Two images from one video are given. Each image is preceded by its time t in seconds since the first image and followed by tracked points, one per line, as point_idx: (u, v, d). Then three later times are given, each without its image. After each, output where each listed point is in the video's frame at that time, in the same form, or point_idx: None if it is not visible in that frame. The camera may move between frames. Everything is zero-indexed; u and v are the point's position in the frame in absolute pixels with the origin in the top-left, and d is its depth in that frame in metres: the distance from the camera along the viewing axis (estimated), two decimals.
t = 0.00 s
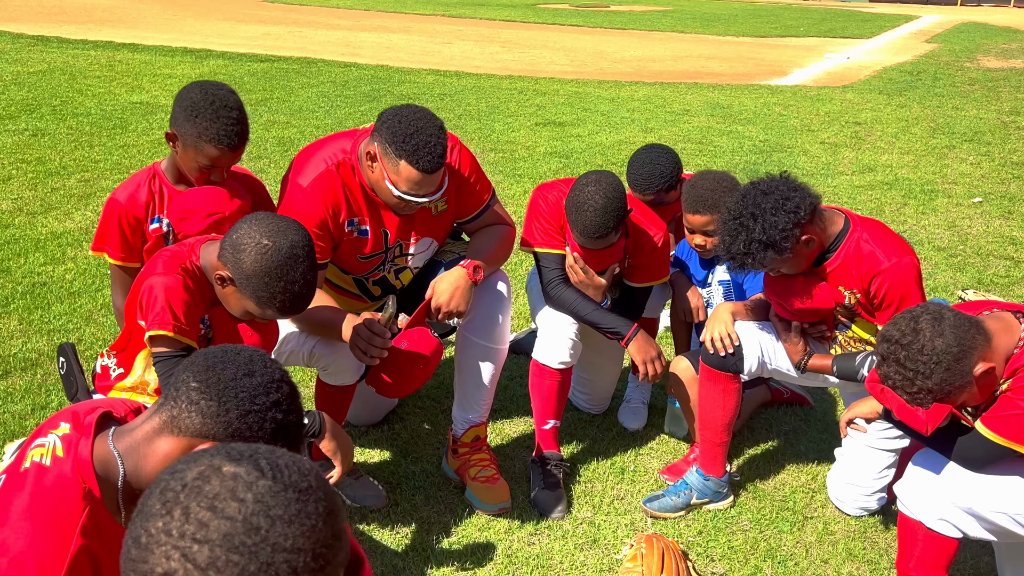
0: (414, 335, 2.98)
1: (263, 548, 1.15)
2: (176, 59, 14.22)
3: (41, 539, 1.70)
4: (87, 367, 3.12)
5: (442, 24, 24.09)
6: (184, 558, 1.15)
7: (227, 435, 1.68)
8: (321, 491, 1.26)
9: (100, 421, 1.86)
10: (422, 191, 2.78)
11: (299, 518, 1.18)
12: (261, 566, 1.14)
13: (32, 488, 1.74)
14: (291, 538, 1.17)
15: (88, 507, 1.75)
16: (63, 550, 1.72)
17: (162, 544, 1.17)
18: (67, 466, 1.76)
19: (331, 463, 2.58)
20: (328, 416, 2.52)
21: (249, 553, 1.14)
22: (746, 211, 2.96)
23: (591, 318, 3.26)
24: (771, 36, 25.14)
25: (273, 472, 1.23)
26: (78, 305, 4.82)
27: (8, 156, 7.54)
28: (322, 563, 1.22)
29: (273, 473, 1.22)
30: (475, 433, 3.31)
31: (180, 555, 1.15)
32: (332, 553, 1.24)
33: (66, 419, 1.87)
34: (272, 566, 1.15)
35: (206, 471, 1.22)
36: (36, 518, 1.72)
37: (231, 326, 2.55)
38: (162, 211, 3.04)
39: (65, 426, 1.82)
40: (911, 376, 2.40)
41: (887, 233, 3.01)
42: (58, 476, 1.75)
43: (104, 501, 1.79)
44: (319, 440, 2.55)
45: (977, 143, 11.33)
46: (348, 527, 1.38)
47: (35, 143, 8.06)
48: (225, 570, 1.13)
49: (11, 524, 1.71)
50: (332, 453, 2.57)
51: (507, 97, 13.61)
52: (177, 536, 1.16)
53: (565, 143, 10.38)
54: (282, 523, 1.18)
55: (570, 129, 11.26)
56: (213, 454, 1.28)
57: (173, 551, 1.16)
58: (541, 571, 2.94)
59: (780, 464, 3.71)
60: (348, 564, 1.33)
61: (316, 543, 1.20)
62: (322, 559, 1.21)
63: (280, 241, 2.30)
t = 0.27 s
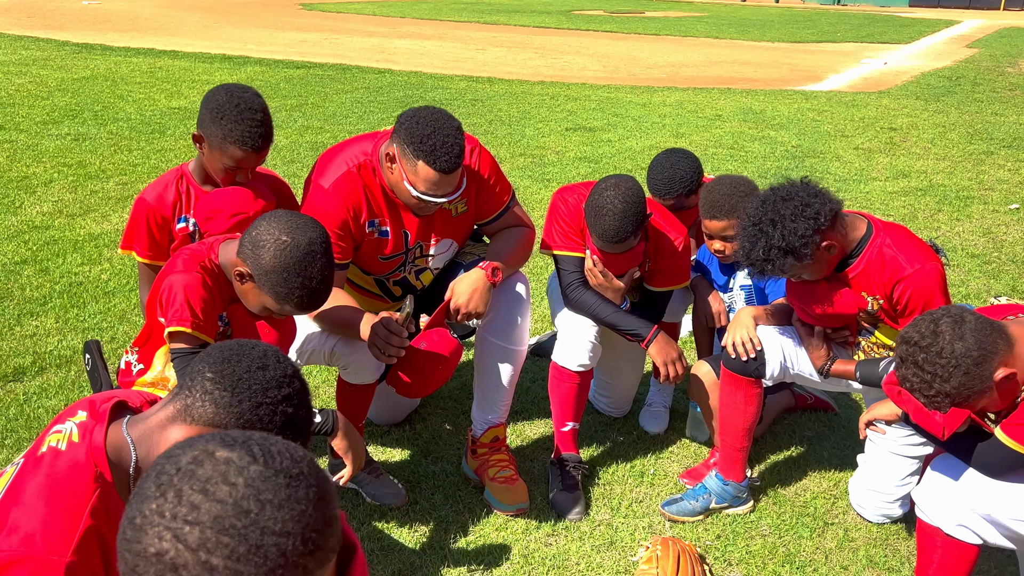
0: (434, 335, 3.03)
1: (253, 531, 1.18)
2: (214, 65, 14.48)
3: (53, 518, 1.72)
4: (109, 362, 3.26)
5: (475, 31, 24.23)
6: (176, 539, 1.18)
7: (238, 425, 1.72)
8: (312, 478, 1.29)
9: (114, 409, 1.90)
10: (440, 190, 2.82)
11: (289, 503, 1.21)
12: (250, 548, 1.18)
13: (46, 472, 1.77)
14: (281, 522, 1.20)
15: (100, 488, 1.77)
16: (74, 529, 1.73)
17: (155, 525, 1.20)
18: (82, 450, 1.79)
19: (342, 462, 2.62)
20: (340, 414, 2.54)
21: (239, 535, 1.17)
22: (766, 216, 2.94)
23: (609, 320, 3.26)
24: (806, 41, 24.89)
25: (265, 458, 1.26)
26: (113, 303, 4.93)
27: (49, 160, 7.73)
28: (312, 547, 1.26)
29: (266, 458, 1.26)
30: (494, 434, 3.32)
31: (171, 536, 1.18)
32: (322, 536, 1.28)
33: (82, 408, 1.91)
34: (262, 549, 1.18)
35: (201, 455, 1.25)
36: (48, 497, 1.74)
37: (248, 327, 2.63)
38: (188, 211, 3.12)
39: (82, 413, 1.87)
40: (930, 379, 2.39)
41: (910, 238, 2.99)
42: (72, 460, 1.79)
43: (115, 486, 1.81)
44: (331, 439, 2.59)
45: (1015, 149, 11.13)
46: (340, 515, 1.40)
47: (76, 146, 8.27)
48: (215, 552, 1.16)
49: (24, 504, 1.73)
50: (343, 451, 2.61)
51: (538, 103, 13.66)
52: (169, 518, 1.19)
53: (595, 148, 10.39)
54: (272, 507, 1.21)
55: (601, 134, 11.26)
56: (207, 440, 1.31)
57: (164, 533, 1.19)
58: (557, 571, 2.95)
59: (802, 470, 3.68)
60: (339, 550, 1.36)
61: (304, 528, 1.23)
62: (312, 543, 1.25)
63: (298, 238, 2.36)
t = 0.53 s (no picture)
0: (455, 337, 3.06)
1: (260, 521, 1.20)
2: (247, 71, 14.68)
3: (73, 507, 1.73)
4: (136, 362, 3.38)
5: (505, 35, 24.30)
6: (184, 528, 1.20)
7: (249, 415, 1.75)
8: (320, 470, 1.31)
9: (134, 403, 1.92)
10: (462, 193, 2.84)
11: (296, 494, 1.24)
12: (257, 538, 1.20)
13: (66, 464, 1.79)
14: (288, 512, 1.23)
15: (119, 479, 1.78)
16: (94, 518, 1.73)
17: (164, 515, 1.23)
18: (102, 442, 1.80)
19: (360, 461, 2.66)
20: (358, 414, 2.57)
21: (247, 525, 1.20)
22: (795, 219, 2.92)
23: (632, 322, 3.26)
24: (839, 44, 24.65)
25: (273, 450, 1.28)
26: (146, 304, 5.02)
27: (87, 164, 7.89)
28: (319, 538, 1.28)
29: (274, 450, 1.28)
30: (517, 435, 3.33)
31: (180, 525, 1.21)
32: (329, 528, 1.30)
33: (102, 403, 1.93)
34: (268, 539, 1.21)
35: (211, 447, 1.28)
36: (68, 487, 1.75)
37: (266, 324, 2.70)
38: (218, 213, 3.17)
39: (103, 407, 1.89)
40: (957, 385, 2.36)
41: (940, 241, 2.94)
42: (92, 452, 1.80)
43: (134, 478, 1.82)
44: (349, 439, 2.63)
45: None
46: (347, 508, 1.42)
47: (112, 150, 8.43)
48: (223, 541, 1.19)
49: (44, 495, 1.74)
50: (361, 450, 2.65)
51: (567, 106, 13.66)
52: (179, 508, 1.22)
53: (623, 152, 10.37)
54: (279, 498, 1.23)
55: (629, 138, 11.24)
56: (217, 433, 1.34)
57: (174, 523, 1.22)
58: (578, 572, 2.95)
59: (828, 474, 3.65)
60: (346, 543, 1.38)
61: (311, 519, 1.26)
62: (318, 535, 1.27)
63: (312, 236, 2.40)
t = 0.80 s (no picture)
0: (474, 336, 3.06)
1: (270, 515, 1.21)
2: (270, 75, 14.79)
3: (85, 499, 1.74)
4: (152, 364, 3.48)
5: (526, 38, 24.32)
6: (195, 522, 1.22)
7: (255, 406, 1.80)
8: (331, 465, 1.32)
9: (147, 398, 1.93)
10: (480, 191, 2.84)
11: (307, 488, 1.24)
12: (268, 532, 1.21)
13: (79, 457, 1.80)
14: (299, 507, 1.23)
15: (131, 472, 1.80)
16: (105, 509, 1.75)
17: (177, 510, 1.24)
18: (114, 436, 1.82)
19: (375, 465, 2.64)
20: (373, 416, 2.62)
21: (258, 519, 1.20)
22: (817, 218, 2.89)
23: (649, 322, 3.25)
24: (862, 45, 24.45)
25: (284, 445, 1.29)
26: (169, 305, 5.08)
27: (112, 166, 7.98)
28: (331, 532, 1.28)
29: (286, 444, 1.29)
30: (535, 435, 3.34)
31: (191, 519, 1.22)
32: (341, 522, 1.30)
33: (116, 398, 1.95)
34: (279, 533, 1.21)
35: (222, 442, 1.29)
36: (80, 479, 1.76)
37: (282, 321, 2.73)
38: (237, 213, 3.19)
39: (116, 402, 1.90)
40: (985, 386, 2.33)
41: (963, 240, 2.90)
42: (104, 445, 1.81)
43: (146, 471, 1.84)
44: (363, 441, 2.63)
45: None
46: (360, 503, 1.43)
47: (136, 153, 8.53)
48: (234, 535, 1.20)
49: (57, 486, 1.76)
50: (376, 453, 2.64)
51: (588, 108, 13.65)
52: (191, 502, 1.23)
53: (643, 153, 10.34)
54: (290, 493, 1.24)
55: (650, 139, 11.21)
56: (229, 427, 1.35)
57: (185, 516, 1.23)
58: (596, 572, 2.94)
59: (849, 476, 3.61)
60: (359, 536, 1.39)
61: (322, 514, 1.26)
62: (329, 530, 1.27)
63: (328, 232, 2.42)
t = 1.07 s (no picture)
0: (484, 331, 3.07)
1: (280, 504, 1.21)
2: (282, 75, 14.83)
3: (95, 486, 1.75)
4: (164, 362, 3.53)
5: (536, 37, 24.30)
6: (204, 511, 1.22)
7: (253, 385, 1.84)
8: (342, 455, 1.32)
9: (154, 389, 1.96)
10: (490, 186, 2.84)
11: (317, 478, 1.24)
12: (277, 522, 1.21)
13: (89, 445, 1.81)
14: (308, 497, 1.23)
15: (141, 459, 1.81)
16: (116, 496, 1.75)
17: (186, 499, 1.24)
18: (123, 425, 1.83)
19: (387, 458, 2.67)
20: (385, 410, 2.64)
21: (267, 509, 1.21)
22: (829, 211, 2.88)
23: (661, 316, 3.24)
24: (874, 41, 24.31)
25: (294, 434, 1.29)
26: (182, 302, 5.10)
27: (126, 166, 8.03)
28: (341, 522, 1.28)
29: (296, 434, 1.30)
30: (546, 430, 3.34)
31: (201, 508, 1.22)
32: (351, 512, 1.31)
33: (124, 389, 1.96)
34: (288, 523, 1.22)
35: (232, 431, 1.30)
36: (91, 466, 1.77)
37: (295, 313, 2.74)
38: (248, 210, 3.22)
39: (125, 393, 1.92)
40: (1002, 381, 2.32)
41: (977, 234, 2.88)
42: (113, 434, 1.82)
43: (154, 459, 1.85)
44: (376, 433, 2.65)
45: None
46: (371, 493, 1.43)
47: (150, 153, 8.57)
48: (243, 524, 1.20)
49: (67, 473, 1.76)
50: (388, 446, 2.66)
51: (599, 106, 13.62)
52: (200, 492, 1.23)
53: (655, 151, 10.31)
54: (300, 482, 1.24)
55: (661, 136, 11.18)
56: (239, 417, 1.36)
57: (194, 505, 1.23)
58: (608, 567, 2.93)
59: (862, 471, 3.59)
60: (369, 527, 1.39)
61: (332, 504, 1.27)
62: (339, 519, 1.28)
63: (340, 223, 2.44)
